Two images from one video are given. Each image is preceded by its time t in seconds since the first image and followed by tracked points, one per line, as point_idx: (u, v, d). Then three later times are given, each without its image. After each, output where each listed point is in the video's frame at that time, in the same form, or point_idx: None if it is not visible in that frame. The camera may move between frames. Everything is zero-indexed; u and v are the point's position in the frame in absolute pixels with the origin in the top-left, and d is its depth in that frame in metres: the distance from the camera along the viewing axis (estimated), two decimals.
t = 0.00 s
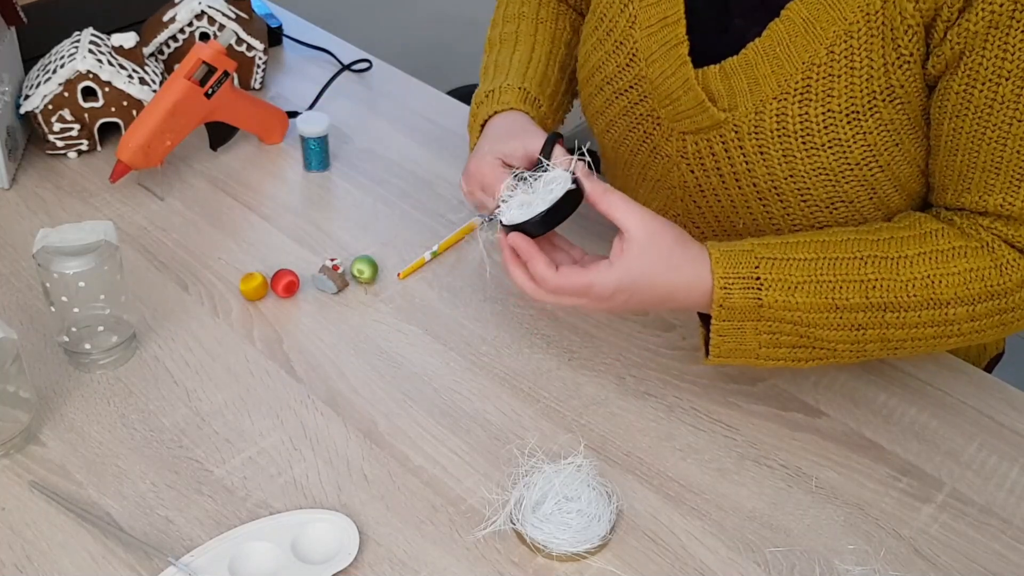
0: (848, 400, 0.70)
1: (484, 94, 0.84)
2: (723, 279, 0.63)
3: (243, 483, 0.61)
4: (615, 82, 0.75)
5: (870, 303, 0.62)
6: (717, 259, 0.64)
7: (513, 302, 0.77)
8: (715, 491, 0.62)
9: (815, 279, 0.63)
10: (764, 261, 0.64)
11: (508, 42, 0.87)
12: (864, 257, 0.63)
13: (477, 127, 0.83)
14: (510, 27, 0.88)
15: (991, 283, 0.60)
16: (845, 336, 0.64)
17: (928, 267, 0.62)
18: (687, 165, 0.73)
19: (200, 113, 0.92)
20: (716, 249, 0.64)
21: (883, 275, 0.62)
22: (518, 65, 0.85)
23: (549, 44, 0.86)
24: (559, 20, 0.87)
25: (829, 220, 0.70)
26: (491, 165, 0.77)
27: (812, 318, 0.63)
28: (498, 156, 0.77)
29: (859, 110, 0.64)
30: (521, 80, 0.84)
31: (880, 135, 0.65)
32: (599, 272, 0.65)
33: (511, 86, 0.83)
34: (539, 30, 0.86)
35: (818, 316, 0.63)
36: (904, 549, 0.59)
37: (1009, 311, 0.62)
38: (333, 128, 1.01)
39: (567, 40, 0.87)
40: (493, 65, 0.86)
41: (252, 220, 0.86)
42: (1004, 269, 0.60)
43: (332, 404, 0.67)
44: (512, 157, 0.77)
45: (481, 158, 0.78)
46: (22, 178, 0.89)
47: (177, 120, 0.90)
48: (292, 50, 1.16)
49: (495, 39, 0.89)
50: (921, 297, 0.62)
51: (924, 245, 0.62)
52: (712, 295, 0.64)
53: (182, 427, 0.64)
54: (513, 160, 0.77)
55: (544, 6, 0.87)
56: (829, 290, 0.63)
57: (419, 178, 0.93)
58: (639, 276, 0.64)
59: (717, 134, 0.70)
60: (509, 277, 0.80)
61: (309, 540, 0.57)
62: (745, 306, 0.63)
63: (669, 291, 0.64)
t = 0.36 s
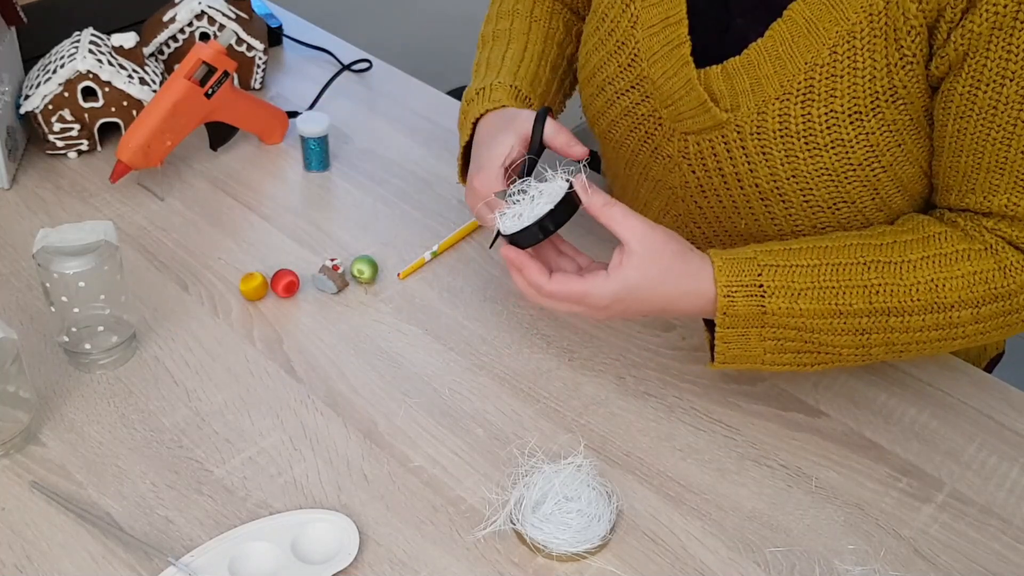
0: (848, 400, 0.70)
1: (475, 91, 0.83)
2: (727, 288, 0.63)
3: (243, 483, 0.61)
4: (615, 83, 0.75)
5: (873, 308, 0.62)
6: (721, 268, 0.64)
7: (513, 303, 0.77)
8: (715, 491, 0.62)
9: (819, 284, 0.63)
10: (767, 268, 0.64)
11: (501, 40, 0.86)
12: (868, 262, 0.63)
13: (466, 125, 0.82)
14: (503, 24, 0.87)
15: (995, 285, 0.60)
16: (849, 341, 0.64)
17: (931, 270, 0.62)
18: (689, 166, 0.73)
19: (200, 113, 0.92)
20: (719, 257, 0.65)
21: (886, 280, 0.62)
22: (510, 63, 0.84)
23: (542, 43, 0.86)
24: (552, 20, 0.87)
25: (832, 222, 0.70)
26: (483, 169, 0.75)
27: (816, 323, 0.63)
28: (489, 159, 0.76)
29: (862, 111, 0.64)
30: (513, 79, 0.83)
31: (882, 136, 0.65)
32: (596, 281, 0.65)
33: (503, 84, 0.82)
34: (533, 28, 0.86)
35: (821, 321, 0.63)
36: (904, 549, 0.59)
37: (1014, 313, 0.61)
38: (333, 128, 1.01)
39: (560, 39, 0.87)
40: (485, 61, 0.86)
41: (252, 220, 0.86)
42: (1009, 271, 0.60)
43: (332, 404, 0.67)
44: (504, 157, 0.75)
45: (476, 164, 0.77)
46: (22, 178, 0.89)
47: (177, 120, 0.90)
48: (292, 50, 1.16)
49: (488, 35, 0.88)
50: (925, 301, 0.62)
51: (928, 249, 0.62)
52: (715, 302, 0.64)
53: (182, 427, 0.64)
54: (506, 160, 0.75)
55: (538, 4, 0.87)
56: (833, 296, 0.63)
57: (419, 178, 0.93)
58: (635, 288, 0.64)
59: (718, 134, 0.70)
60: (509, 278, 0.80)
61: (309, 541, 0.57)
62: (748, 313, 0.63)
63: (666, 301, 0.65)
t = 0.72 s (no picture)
0: (849, 399, 0.70)
1: (469, 97, 0.83)
2: (729, 299, 0.63)
3: (243, 483, 0.61)
4: (616, 84, 0.75)
5: (877, 313, 0.62)
6: (723, 278, 0.64)
7: (513, 303, 0.77)
8: (715, 491, 0.62)
9: (822, 291, 0.63)
10: (770, 276, 0.64)
11: (496, 43, 0.86)
12: (871, 267, 0.63)
13: (460, 130, 0.83)
14: (500, 27, 0.87)
15: (999, 287, 0.60)
16: (853, 345, 0.64)
17: (935, 275, 0.61)
18: (690, 168, 0.73)
19: (201, 113, 0.92)
20: (722, 266, 0.65)
21: (889, 284, 0.62)
22: (504, 69, 0.84)
23: (538, 47, 0.86)
24: (549, 23, 0.87)
25: (835, 224, 0.70)
26: (476, 171, 0.76)
27: (819, 329, 0.63)
28: (483, 162, 0.77)
29: (864, 112, 0.64)
30: (507, 85, 0.83)
31: (883, 137, 0.65)
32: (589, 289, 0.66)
33: (496, 91, 0.83)
34: (530, 31, 0.86)
35: (825, 327, 0.63)
36: (904, 549, 0.59)
37: (1017, 315, 0.61)
38: (333, 128, 1.01)
39: (557, 41, 0.87)
40: (480, 65, 0.86)
41: (252, 220, 0.86)
42: (1012, 273, 0.60)
43: (332, 404, 0.67)
44: (498, 161, 0.76)
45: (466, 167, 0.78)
46: (22, 178, 0.89)
47: (177, 120, 0.90)
48: (292, 50, 1.16)
49: (485, 37, 0.88)
50: (928, 306, 0.61)
51: (930, 252, 0.62)
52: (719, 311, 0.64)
53: (182, 427, 0.64)
54: (499, 164, 0.76)
55: (534, 7, 0.87)
56: (837, 301, 0.63)
57: (419, 178, 0.93)
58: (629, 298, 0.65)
59: (720, 135, 0.70)
60: (509, 278, 0.80)
61: (309, 540, 0.57)
62: (752, 322, 0.64)
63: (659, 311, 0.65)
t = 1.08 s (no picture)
0: (848, 399, 0.70)
1: (437, 93, 0.83)
2: (728, 293, 0.63)
3: (243, 483, 0.61)
4: (616, 84, 0.75)
5: (876, 310, 0.62)
6: (722, 272, 0.64)
7: (513, 303, 0.77)
8: (715, 491, 0.62)
9: (822, 287, 0.63)
10: (770, 272, 0.63)
11: (471, 39, 0.86)
12: (871, 264, 0.63)
13: (426, 125, 0.81)
14: (476, 23, 0.87)
15: (999, 285, 0.60)
16: (852, 343, 0.64)
17: (935, 271, 0.61)
18: (690, 167, 0.73)
19: (201, 113, 0.92)
20: (720, 260, 0.64)
21: (889, 281, 0.62)
22: (476, 67, 0.84)
23: (512, 48, 0.86)
24: (526, 24, 0.87)
25: (835, 222, 0.70)
26: (466, 179, 0.75)
27: (819, 326, 0.63)
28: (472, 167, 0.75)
29: (864, 110, 0.64)
30: (477, 85, 0.83)
31: (883, 135, 0.65)
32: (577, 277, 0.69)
33: (466, 91, 0.82)
34: (505, 32, 0.86)
35: (824, 323, 0.63)
36: (904, 549, 0.59)
37: (1018, 313, 0.61)
38: (333, 128, 1.01)
39: (530, 45, 0.87)
40: (451, 62, 0.85)
41: (252, 220, 0.86)
42: (1012, 270, 0.60)
43: (332, 404, 0.67)
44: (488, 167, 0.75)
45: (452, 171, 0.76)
46: (22, 178, 0.89)
47: (177, 120, 0.90)
48: (292, 50, 1.16)
49: (459, 33, 0.87)
50: (928, 302, 0.62)
51: (931, 249, 0.62)
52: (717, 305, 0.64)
53: (182, 427, 0.64)
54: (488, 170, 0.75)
55: (513, 6, 0.87)
56: (836, 298, 0.63)
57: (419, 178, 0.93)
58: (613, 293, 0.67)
59: (720, 134, 0.69)
60: (509, 278, 0.80)
61: (309, 541, 0.57)
62: (751, 318, 0.63)
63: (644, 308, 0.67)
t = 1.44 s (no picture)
0: (849, 400, 0.70)
1: (432, 104, 0.82)
2: (722, 296, 0.64)
3: (243, 483, 0.61)
4: (615, 88, 0.75)
5: (871, 312, 0.62)
6: (716, 274, 0.64)
7: (513, 303, 0.77)
8: (715, 491, 0.62)
9: (816, 289, 0.63)
10: (764, 275, 0.64)
11: (465, 48, 0.85)
12: (865, 267, 0.63)
13: (420, 137, 0.81)
14: (469, 31, 0.86)
15: (995, 288, 0.60)
16: (847, 345, 0.64)
17: (929, 274, 0.62)
18: (688, 170, 0.73)
19: (201, 113, 0.92)
20: (715, 263, 0.65)
21: (884, 284, 0.62)
22: (471, 79, 0.83)
23: (506, 59, 0.85)
24: (520, 33, 0.86)
25: (833, 225, 0.70)
26: (453, 182, 0.75)
27: (812, 329, 0.64)
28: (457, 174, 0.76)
29: (861, 114, 0.64)
30: (472, 98, 0.82)
31: (881, 139, 0.65)
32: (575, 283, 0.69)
33: (461, 104, 0.81)
34: (499, 41, 0.85)
35: (819, 325, 0.63)
36: (904, 549, 0.59)
37: (1014, 316, 0.61)
38: (333, 128, 1.01)
39: (524, 53, 0.86)
40: (444, 72, 0.85)
41: (252, 220, 0.86)
42: (1008, 273, 0.60)
43: (332, 404, 0.67)
44: (473, 176, 0.77)
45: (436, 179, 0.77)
46: (22, 178, 0.89)
47: (177, 120, 0.90)
48: (292, 50, 1.16)
49: (452, 40, 0.87)
50: (923, 305, 0.62)
51: (927, 252, 0.62)
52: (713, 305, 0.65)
53: (182, 427, 0.64)
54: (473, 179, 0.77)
55: (507, 14, 0.86)
56: (830, 301, 0.63)
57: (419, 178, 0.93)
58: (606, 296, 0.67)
59: (718, 137, 0.69)
60: (509, 279, 0.80)
61: (309, 541, 0.57)
62: (745, 320, 0.64)
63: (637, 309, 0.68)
